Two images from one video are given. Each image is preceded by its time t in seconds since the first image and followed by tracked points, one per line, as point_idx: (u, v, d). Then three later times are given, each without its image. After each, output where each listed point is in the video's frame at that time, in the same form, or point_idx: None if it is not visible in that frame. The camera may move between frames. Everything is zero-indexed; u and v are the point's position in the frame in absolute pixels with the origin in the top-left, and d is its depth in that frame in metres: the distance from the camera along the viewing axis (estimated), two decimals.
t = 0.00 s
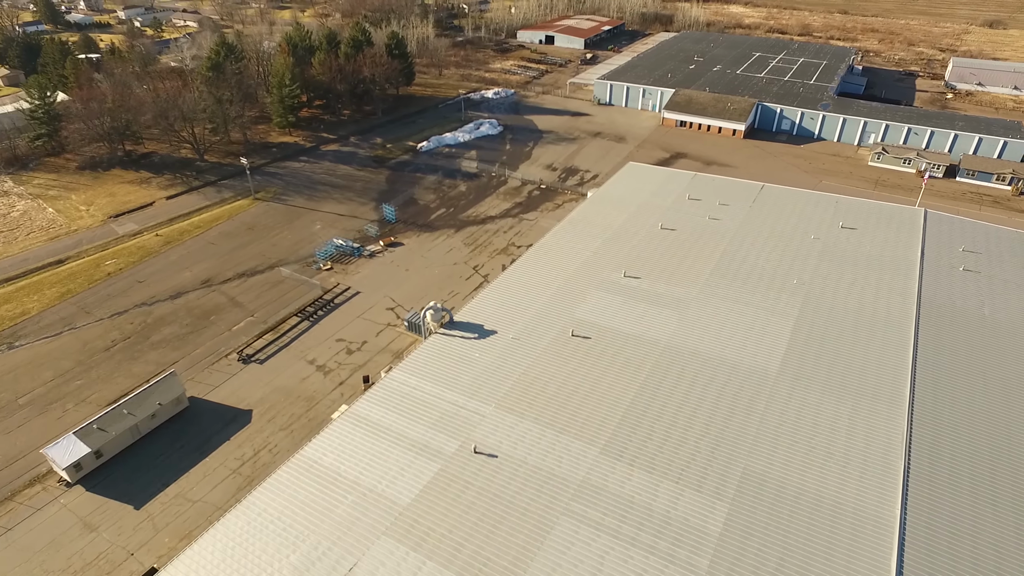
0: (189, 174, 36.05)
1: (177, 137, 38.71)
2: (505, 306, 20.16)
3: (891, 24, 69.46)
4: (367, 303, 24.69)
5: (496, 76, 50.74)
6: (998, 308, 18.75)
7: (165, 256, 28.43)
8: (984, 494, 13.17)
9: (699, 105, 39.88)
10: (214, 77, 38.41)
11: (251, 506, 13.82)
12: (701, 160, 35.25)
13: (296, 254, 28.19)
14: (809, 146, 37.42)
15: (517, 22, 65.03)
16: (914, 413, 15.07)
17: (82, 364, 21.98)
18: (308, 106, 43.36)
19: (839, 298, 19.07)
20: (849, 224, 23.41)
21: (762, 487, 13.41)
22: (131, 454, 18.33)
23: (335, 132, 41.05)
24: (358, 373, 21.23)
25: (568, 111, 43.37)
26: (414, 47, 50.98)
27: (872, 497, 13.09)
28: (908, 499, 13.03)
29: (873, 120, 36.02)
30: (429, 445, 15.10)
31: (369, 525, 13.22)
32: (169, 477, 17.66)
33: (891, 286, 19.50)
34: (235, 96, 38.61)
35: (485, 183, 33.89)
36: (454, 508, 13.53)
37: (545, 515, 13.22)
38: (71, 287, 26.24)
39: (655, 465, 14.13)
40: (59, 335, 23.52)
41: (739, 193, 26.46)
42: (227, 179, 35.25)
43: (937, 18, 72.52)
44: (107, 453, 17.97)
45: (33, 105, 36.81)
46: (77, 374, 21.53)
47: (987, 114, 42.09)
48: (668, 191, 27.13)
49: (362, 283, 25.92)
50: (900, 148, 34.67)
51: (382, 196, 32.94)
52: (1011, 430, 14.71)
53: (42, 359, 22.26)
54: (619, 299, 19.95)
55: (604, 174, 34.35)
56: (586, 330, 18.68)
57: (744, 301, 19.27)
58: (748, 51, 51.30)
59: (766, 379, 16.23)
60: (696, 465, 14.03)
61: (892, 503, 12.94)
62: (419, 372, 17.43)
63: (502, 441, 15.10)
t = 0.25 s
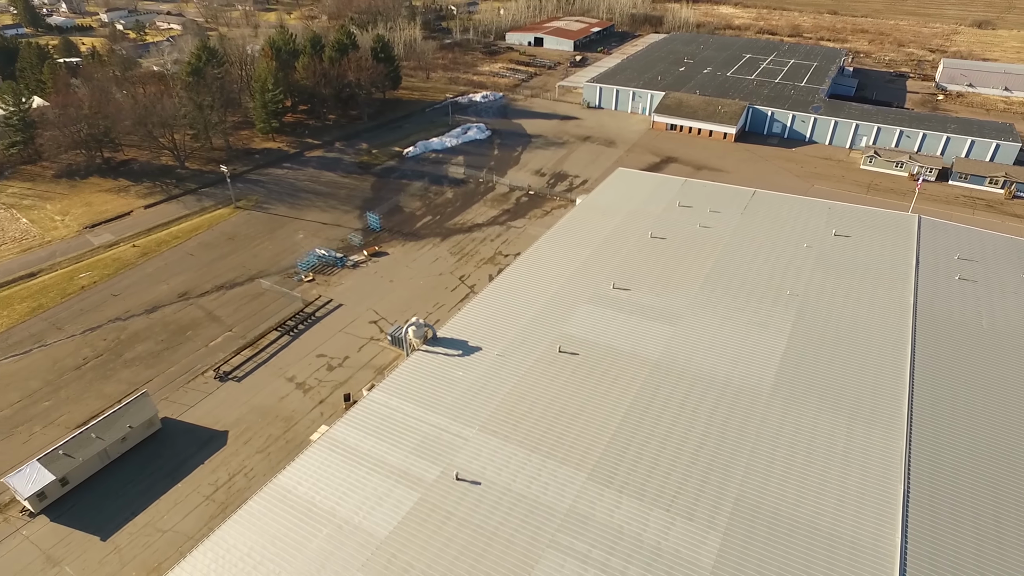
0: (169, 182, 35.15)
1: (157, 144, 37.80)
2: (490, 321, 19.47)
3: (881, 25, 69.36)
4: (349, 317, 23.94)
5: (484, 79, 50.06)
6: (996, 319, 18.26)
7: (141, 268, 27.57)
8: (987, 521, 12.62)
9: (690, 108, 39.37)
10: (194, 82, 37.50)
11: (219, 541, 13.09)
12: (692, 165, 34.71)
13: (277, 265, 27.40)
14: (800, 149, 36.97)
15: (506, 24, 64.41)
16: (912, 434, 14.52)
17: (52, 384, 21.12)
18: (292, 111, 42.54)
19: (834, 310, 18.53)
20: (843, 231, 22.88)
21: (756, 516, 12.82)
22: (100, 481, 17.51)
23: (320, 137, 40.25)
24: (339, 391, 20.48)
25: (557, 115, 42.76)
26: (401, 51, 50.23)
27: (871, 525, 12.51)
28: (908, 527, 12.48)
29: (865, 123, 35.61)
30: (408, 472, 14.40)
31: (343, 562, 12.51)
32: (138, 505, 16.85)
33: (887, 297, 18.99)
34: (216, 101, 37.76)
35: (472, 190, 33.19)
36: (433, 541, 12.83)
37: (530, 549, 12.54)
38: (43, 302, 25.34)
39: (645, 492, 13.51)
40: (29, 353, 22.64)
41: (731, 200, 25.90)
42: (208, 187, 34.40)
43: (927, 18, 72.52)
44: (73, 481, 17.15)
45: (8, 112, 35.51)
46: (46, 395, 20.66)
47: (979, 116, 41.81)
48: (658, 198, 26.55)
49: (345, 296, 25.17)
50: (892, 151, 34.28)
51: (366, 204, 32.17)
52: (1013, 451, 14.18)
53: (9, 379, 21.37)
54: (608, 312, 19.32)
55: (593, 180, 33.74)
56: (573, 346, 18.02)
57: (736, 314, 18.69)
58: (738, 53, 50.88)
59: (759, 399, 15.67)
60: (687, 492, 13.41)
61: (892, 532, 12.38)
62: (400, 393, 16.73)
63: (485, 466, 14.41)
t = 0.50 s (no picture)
0: (146, 190, 34.20)
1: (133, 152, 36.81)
2: (474, 337, 18.82)
3: (868, 25, 69.45)
4: (329, 331, 23.21)
5: (470, 82, 49.42)
6: (991, 330, 17.85)
7: (115, 281, 26.66)
8: (989, 547, 12.11)
9: (678, 112, 38.92)
10: (172, 87, 36.56)
11: None
12: (681, 169, 34.24)
13: (256, 277, 26.60)
14: (789, 152, 36.61)
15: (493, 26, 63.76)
16: (909, 453, 14.02)
17: (17, 406, 20.20)
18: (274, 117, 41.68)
19: (826, 323, 18.07)
20: (834, 239, 22.43)
21: (750, 544, 12.24)
22: (63, 510, 16.65)
23: (302, 143, 39.42)
24: (317, 410, 19.74)
25: (544, 118, 42.20)
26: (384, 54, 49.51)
27: (869, 554, 11.96)
28: (908, 555, 11.94)
29: (854, 125, 35.30)
30: (386, 502, 13.72)
31: None
32: (103, 537, 16.02)
33: (880, 308, 18.55)
34: (195, 107, 36.83)
35: (457, 197, 32.52)
36: None
37: None
38: (11, 318, 24.37)
39: (633, 521, 12.91)
40: None
41: (720, 207, 25.39)
42: (186, 195, 33.51)
43: (912, 19, 72.71)
44: (35, 511, 16.27)
45: None
46: (10, 418, 19.74)
47: (967, 117, 41.69)
48: (646, 205, 26.01)
49: (325, 308, 24.42)
50: (882, 154, 33.97)
51: (349, 212, 31.42)
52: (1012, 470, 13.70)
53: None
54: (594, 326, 18.74)
55: (580, 185, 33.17)
56: (559, 363, 17.41)
57: (727, 328, 18.17)
58: (725, 55, 50.56)
59: (752, 418, 15.10)
60: (677, 520, 12.83)
61: (892, 560, 11.82)
62: (379, 415, 16.05)
63: (467, 494, 13.78)
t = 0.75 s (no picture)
0: (123, 199, 33.28)
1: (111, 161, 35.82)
2: (457, 354, 18.12)
3: (857, 25, 69.39)
4: (309, 345, 22.47)
5: (457, 85, 48.74)
6: (988, 341, 17.39)
7: (88, 295, 25.76)
8: None
9: (667, 115, 38.42)
10: (150, 93, 35.63)
11: None
12: (671, 174, 33.72)
13: (235, 290, 25.81)
14: (780, 155, 36.19)
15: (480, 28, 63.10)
16: (907, 475, 13.50)
17: None
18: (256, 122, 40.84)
19: (819, 336, 17.56)
20: (826, 247, 21.94)
21: None
22: (25, 543, 15.83)
23: (286, 149, 38.62)
24: (295, 430, 19.02)
25: (532, 122, 41.59)
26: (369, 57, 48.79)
27: None
28: None
29: (845, 128, 34.92)
30: (362, 534, 13.03)
31: None
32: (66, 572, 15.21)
33: (875, 321, 18.06)
34: (174, 113, 35.91)
35: (443, 204, 31.84)
36: None
37: None
38: None
39: (621, 551, 12.30)
40: None
41: (711, 214, 24.85)
42: (165, 204, 32.64)
43: (901, 19, 72.77)
44: None
45: None
46: None
47: (957, 118, 41.49)
48: (635, 212, 25.43)
49: (305, 322, 23.68)
50: (873, 157, 33.60)
51: (332, 220, 30.66)
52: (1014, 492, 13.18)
53: None
54: (581, 341, 18.12)
55: (569, 191, 32.57)
56: (545, 381, 16.77)
57: (718, 342, 17.61)
58: (714, 56, 50.18)
59: (745, 438, 14.57)
60: (668, 551, 12.22)
61: None
62: (356, 440, 15.33)
63: (448, 525, 13.11)
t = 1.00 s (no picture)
0: (101, 208, 32.37)
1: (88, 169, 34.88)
2: (440, 372, 17.42)
3: (846, 26, 69.28)
4: (289, 362, 21.73)
5: (445, 88, 48.07)
6: (986, 354, 16.91)
7: (61, 310, 24.86)
8: None
9: (658, 118, 37.92)
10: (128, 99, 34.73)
11: None
12: (661, 178, 33.20)
13: (213, 303, 25.01)
14: (772, 159, 35.75)
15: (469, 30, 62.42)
16: (908, 499, 12.95)
17: None
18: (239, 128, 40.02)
19: (814, 351, 17.03)
20: (820, 255, 21.43)
21: None
22: None
23: (269, 155, 37.82)
24: (273, 452, 18.30)
25: (521, 126, 40.98)
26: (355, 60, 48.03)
27: None
28: None
29: (837, 131, 34.51)
30: (338, 570, 12.35)
31: None
32: None
33: (870, 334, 17.55)
34: (153, 119, 35.01)
35: (430, 211, 31.15)
36: None
37: None
38: None
39: None
40: None
41: (702, 221, 24.31)
42: (143, 213, 31.78)
43: (890, 19, 72.73)
44: None
45: None
46: None
47: (948, 120, 41.23)
48: (625, 220, 24.85)
49: (286, 336, 22.94)
50: (865, 160, 33.21)
51: (315, 229, 29.91)
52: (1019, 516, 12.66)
53: None
54: (569, 357, 17.49)
55: (558, 197, 31.98)
56: (532, 400, 16.13)
57: (710, 357, 17.03)
58: (705, 58, 49.75)
59: (738, 461, 13.95)
60: None
61: None
62: (333, 467, 14.63)
63: (428, 558, 12.45)
